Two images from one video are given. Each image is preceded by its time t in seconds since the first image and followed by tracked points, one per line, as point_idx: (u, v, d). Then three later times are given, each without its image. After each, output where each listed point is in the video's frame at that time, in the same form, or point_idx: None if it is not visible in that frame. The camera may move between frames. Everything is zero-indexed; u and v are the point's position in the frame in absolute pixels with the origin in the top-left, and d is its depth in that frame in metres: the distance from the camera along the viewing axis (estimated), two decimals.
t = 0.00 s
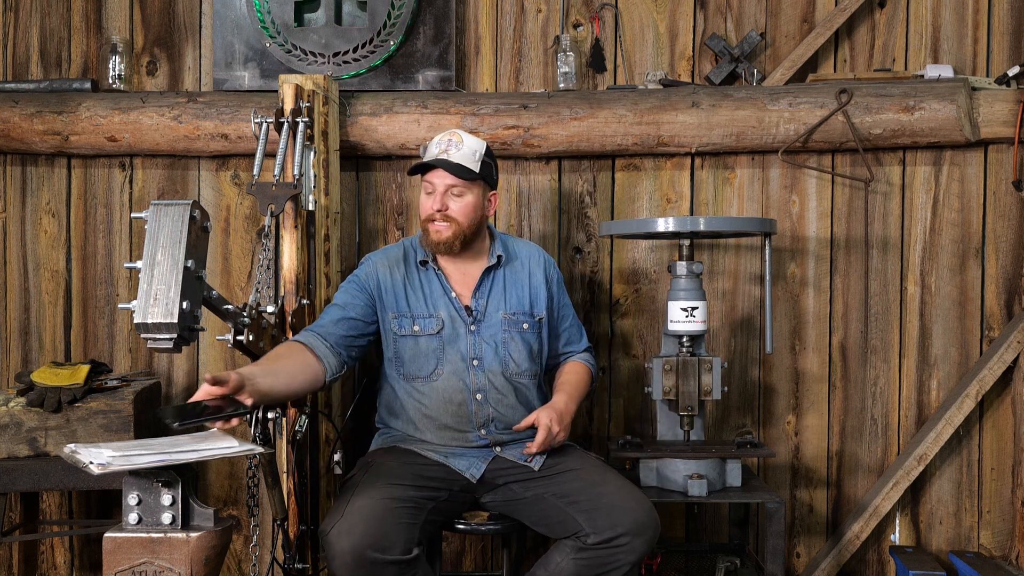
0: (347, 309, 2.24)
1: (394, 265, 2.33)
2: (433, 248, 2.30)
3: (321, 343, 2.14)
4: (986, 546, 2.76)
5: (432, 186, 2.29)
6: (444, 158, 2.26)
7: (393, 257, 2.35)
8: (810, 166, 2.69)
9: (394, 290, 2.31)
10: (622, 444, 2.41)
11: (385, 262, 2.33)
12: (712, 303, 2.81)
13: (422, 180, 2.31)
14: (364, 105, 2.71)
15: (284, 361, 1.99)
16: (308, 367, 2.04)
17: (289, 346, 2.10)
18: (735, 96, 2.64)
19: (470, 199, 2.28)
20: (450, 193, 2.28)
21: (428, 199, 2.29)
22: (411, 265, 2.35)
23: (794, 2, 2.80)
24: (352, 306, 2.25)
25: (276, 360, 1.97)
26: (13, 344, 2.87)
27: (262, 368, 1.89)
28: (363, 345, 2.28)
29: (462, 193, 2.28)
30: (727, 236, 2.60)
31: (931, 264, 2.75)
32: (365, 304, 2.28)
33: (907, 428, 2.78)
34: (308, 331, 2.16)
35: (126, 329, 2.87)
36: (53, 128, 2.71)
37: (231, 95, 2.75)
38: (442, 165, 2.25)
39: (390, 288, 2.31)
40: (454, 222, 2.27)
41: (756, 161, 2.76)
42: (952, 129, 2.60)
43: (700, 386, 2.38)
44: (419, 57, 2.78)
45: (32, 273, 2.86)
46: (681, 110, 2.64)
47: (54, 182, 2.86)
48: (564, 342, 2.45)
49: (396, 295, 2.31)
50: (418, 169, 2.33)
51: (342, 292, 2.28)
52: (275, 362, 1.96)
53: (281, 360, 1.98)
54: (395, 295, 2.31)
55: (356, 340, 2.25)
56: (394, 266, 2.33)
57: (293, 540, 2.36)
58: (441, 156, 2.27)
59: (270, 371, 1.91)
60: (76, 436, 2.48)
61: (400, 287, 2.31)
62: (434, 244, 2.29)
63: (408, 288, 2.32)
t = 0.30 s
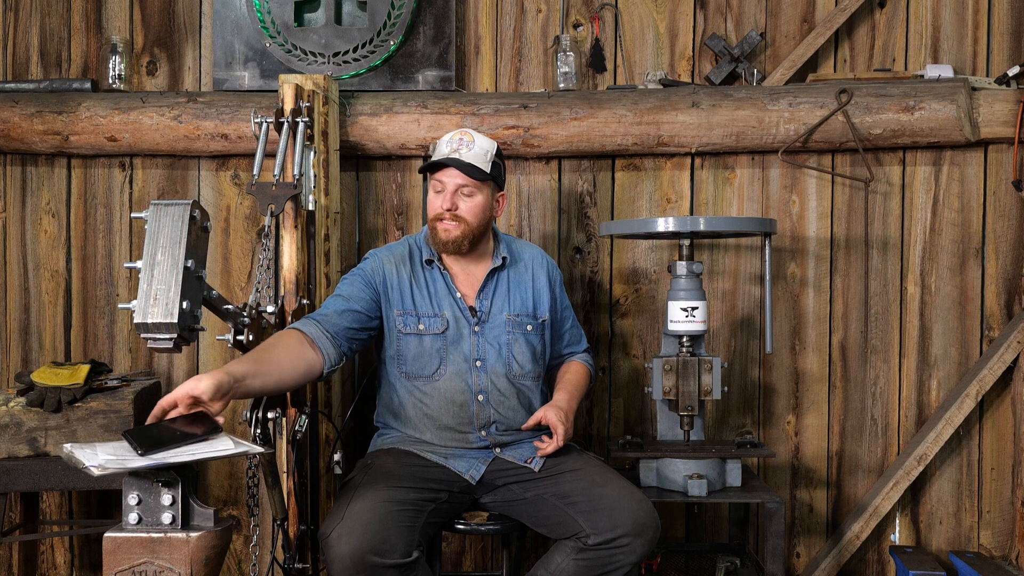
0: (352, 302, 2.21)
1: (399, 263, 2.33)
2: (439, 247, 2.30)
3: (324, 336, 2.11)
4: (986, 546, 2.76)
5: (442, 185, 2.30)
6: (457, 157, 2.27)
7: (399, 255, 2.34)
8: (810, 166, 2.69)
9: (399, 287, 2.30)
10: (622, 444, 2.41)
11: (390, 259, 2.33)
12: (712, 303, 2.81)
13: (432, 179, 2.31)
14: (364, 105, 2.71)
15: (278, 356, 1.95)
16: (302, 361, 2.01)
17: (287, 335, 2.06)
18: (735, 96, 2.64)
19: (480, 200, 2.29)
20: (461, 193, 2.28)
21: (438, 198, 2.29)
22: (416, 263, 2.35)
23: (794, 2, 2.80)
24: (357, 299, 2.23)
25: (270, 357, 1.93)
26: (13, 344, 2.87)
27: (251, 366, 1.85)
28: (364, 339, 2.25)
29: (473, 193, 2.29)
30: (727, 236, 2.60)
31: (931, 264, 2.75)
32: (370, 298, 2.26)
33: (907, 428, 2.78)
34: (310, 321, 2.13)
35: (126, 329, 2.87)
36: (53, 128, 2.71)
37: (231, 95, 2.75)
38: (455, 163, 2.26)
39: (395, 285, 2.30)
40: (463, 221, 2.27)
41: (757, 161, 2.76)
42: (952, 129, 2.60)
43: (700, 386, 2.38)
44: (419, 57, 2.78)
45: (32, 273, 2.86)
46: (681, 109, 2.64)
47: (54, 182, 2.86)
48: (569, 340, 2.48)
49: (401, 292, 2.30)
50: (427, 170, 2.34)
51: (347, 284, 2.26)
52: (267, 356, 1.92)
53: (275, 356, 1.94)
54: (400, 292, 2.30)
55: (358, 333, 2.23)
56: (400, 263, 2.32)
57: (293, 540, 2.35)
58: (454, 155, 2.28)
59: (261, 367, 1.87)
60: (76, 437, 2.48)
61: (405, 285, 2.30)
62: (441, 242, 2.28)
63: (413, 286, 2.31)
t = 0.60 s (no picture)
0: (355, 304, 2.22)
1: (403, 263, 2.33)
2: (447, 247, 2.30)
3: (328, 338, 2.10)
4: (986, 546, 2.76)
5: (450, 186, 2.29)
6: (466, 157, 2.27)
7: (403, 255, 2.34)
8: (810, 166, 2.69)
9: (402, 288, 2.30)
10: (623, 444, 2.41)
11: (394, 259, 2.33)
12: (712, 303, 2.81)
13: (440, 180, 2.30)
14: (364, 105, 2.71)
15: (285, 364, 1.93)
16: (307, 367, 2.00)
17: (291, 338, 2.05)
18: (735, 96, 2.64)
19: (489, 200, 2.30)
20: (470, 193, 2.29)
21: (446, 199, 2.29)
22: (419, 264, 2.35)
23: (794, 2, 2.80)
24: (361, 301, 2.23)
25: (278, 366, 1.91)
26: (13, 344, 2.87)
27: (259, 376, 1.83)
28: (367, 340, 2.25)
29: (481, 192, 2.29)
30: (727, 236, 2.60)
31: (931, 264, 2.75)
32: (373, 300, 2.26)
33: (907, 428, 2.78)
34: (314, 322, 2.12)
35: (126, 329, 2.87)
36: (53, 128, 2.71)
37: (232, 95, 2.75)
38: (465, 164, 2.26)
39: (398, 286, 2.30)
40: (473, 221, 2.27)
41: (757, 161, 2.76)
42: (952, 129, 2.60)
43: (700, 386, 2.38)
44: (419, 57, 2.78)
45: (32, 273, 2.86)
46: (681, 109, 2.64)
47: (54, 182, 2.86)
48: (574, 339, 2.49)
49: (404, 294, 2.30)
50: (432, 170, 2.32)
51: (350, 285, 2.26)
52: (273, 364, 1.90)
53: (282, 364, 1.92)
54: (403, 294, 2.30)
55: (362, 335, 2.22)
56: (403, 264, 2.33)
57: (293, 540, 2.36)
58: (463, 155, 2.27)
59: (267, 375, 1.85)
60: (76, 436, 2.48)
61: (408, 286, 2.30)
62: (451, 243, 2.28)
63: (417, 288, 2.31)
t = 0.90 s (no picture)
0: (357, 304, 2.22)
1: (404, 264, 2.33)
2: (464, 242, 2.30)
3: (331, 339, 2.10)
4: (986, 546, 2.76)
5: (469, 180, 2.30)
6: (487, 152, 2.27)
7: (404, 255, 2.34)
8: (810, 166, 2.69)
9: (404, 288, 2.30)
10: (623, 444, 2.41)
11: (395, 259, 2.33)
12: (712, 303, 2.81)
13: (457, 175, 2.30)
14: (364, 105, 2.71)
15: (286, 364, 1.94)
16: (308, 367, 2.00)
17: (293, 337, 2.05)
18: (735, 96, 2.64)
19: (504, 194, 2.34)
20: (489, 187, 2.31)
21: (466, 194, 2.29)
22: (421, 264, 2.35)
23: (794, 2, 2.80)
24: (362, 302, 2.23)
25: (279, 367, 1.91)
26: (13, 344, 2.87)
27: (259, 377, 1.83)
28: (369, 340, 2.26)
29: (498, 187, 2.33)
30: (727, 236, 2.60)
31: (931, 264, 2.75)
32: (375, 300, 2.26)
33: (907, 428, 2.78)
34: (316, 322, 2.12)
35: (126, 329, 2.87)
36: (53, 128, 2.71)
37: (232, 95, 2.75)
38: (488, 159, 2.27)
39: (399, 287, 2.30)
40: (495, 214, 2.29)
41: (756, 161, 2.76)
42: (952, 129, 2.60)
43: (700, 386, 2.38)
44: (419, 57, 2.78)
45: (32, 273, 2.86)
46: (681, 109, 2.64)
47: (54, 182, 2.86)
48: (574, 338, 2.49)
49: (406, 294, 2.29)
50: (446, 165, 2.31)
51: (352, 285, 2.26)
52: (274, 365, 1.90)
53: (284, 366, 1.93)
54: (405, 294, 2.30)
55: (363, 335, 2.23)
56: (405, 264, 2.32)
57: (293, 540, 2.36)
58: (485, 151, 2.27)
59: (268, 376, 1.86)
60: (76, 436, 2.48)
61: (410, 286, 2.30)
62: (476, 239, 2.27)
63: (419, 288, 2.31)
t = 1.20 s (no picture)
0: (358, 305, 2.22)
1: (404, 265, 2.33)
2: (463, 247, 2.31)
3: (331, 340, 2.11)
4: (986, 546, 2.76)
5: (473, 187, 2.29)
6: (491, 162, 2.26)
7: (403, 256, 2.34)
8: (810, 166, 2.69)
9: (404, 289, 2.30)
10: (623, 444, 2.41)
11: (395, 260, 2.33)
12: (712, 303, 2.81)
13: (459, 180, 2.29)
14: (364, 105, 2.71)
15: (286, 365, 1.94)
16: (308, 368, 2.00)
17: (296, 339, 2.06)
18: (735, 96, 2.64)
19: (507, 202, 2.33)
20: (491, 194, 2.30)
21: (468, 202, 2.29)
22: (420, 265, 2.34)
23: (794, 2, 2.80)
24: (363, 302, 2.23)
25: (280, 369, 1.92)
26: (13, 344, 2.87)
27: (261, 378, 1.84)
28: (369, 341, 2.26)
29: (501, 195, 2.32)
30: (727, 236, 2.60)
31: (931, 264, 2.75)
32: (375, 301, 2.26)
33: (907, 428, 2.78)
34: (316, 323, 2.12)
35: (126, 329, 2.87)
36: (53, 128, 2.71)
37: (232, 95, 2.75)
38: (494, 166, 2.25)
39: (399, 288, 2.30)
40: (495, 223, 2.30)
41: (757, 161, 2.76)
42: (952, 129, 2.60)
43: (700, 386, 2.38)
44: (419, 57, 2.79)
45: (32, 273, 2.86)
46: (681, 109, 2.64)
47: (54, 182, 2.86)
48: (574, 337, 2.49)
49: (406, 294, 2.29)
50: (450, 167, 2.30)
51: (352, 287, 2.26)
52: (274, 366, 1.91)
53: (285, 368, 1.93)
54: (405, 294, 2.30)
55: (364, 336, 2.23)
56: (405, 265, 2.32)
57: (293, 540, 2.36)
58: (489, 158, 2.28)
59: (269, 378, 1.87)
60: (76, 436, 2.48)
61: (410, 287, 2.30)
62: (476, 246, 2.28)
63: (419, 288, 2.31)
